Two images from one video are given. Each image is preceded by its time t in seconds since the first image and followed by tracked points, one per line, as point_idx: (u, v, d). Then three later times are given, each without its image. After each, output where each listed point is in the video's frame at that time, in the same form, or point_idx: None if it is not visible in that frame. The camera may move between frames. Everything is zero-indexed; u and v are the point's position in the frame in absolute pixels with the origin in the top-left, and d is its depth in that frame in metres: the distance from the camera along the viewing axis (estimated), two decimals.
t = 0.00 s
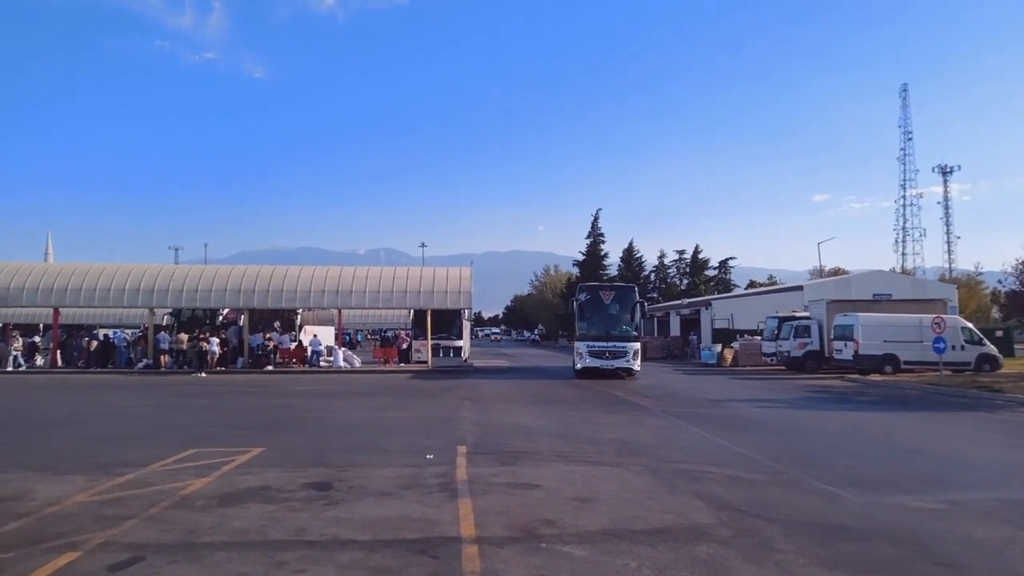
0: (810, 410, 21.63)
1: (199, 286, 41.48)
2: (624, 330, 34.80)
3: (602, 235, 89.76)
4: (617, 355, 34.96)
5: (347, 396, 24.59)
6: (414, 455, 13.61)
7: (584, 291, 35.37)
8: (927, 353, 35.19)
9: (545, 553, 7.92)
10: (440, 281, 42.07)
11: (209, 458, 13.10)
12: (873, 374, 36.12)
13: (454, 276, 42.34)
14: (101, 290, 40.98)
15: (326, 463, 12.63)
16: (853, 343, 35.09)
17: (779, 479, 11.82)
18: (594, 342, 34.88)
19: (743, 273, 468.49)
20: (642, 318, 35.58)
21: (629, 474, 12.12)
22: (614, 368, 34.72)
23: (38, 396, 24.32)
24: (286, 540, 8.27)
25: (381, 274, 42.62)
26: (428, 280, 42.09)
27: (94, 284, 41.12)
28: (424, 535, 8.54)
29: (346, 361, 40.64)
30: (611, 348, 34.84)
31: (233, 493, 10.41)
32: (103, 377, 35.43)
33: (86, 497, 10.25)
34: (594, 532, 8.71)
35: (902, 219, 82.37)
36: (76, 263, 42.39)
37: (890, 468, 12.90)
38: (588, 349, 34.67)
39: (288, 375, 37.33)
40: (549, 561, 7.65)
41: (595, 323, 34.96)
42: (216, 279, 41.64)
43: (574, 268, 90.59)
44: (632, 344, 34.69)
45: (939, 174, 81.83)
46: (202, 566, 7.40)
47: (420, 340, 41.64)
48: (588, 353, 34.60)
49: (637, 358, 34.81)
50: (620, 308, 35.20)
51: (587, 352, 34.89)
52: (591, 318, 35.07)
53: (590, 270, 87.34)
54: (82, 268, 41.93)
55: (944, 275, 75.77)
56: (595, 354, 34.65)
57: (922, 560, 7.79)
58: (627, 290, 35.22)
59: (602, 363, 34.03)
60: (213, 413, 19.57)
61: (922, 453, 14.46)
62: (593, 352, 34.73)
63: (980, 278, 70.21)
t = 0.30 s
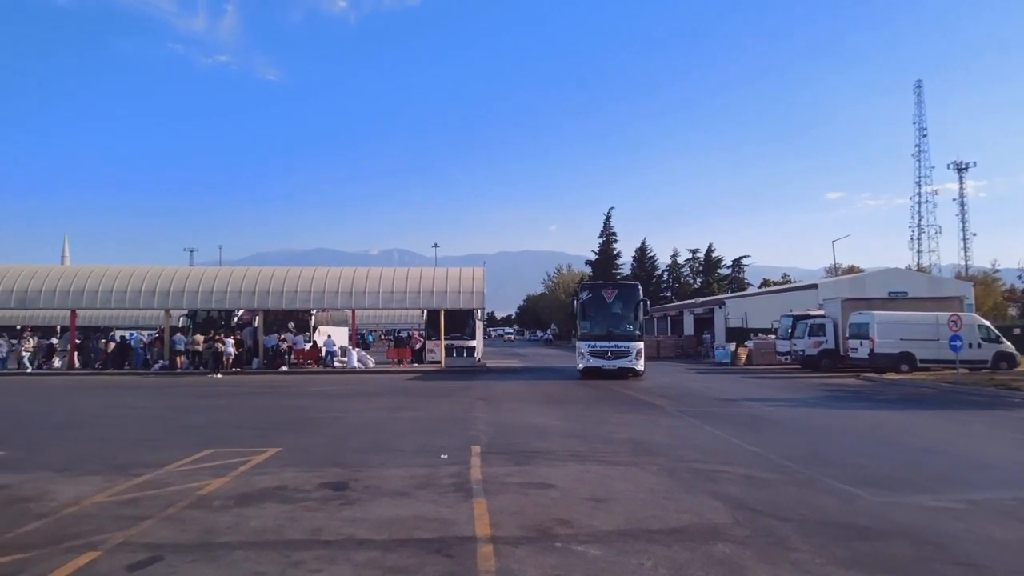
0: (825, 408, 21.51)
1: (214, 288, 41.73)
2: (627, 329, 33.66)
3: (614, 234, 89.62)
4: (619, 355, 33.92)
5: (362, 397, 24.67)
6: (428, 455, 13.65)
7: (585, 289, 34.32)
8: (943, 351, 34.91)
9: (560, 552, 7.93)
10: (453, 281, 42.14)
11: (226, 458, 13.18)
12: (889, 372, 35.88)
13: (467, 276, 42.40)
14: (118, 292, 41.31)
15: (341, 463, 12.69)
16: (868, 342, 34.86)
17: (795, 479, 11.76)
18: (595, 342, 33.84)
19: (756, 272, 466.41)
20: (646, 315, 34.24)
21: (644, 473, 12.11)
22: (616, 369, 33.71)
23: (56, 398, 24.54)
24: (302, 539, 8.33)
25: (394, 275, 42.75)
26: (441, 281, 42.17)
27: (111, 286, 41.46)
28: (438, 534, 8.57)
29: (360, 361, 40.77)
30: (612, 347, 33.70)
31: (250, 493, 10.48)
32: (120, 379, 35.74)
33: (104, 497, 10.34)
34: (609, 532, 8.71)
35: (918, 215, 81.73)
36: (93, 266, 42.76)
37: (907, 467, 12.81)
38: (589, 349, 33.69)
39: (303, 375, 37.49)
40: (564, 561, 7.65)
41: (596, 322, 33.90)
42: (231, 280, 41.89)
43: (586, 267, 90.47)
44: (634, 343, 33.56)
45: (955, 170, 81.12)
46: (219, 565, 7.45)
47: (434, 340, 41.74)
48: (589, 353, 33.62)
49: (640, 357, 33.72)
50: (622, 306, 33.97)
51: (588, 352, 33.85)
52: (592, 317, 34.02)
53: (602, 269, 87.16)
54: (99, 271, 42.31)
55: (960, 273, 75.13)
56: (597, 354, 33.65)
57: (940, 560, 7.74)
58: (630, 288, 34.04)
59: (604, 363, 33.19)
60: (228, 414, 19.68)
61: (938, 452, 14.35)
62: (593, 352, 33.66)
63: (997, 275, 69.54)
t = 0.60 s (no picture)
0: (839, 410, 21.38)
1: (229, 289, 41.98)
2: (628, 329, 32.79)
3: (627, 235, 89.47)
4: (620, 356, 33.04)
5: (376, 397, 24.75)
6: (442, 455, 13.67)
7: (585, 290, 33.64)
8: (959, 352, 34.61)
9: (574, 553, 7.93)
10: (466, 282, 42.19)
11: (241, 458, 13.27)
12: (905, 373, 35.60)
13: (480, 277, 42.43)
14: (135, 293, 41.65)
15: (355, 463, 12.74)
16: (884, 343, 34.63)
17: (810, 480, 11.70)
18: (596, 342, 33.05)
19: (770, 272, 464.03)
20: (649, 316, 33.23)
21: (657, 474, 12.08)
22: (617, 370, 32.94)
23: (73, 398, 24.75)
24: (317, 538, 8.38)
25: (407, 275, 42.84)
26: (454, 281, 42.22)
27: (128, 286, 41.79)
28: (452, 534, 8.59)
29: (374, 362, 40.90)
30: (613, 348, 32.86)
31: (266, 493, 10.54)
32: (136, 379, 36.03)
33: (121, 496, 10.44)
34: (623, 532, 8.70)
35: (934, 215, 81.12)
36: (110, 267, 43.13)
37: (923, 468, 12.72)
38: (589, 350, 32.90)
39: (316, 375, 37.64)
40: (578, 562, 7.65)
41: (597, 322, 33.12)
42: (245, 281, 42.13)
43: (599, 268, 90.34)
44: (636, 343, 32.68)
45: (971, 170, 80.55)
46: (235, 563, 7.51)
47: (447, 341, 41.83)
48: (589, 354, 32.89)
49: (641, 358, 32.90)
50: (624, 307, 33.10)
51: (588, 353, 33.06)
52: (593, 317, 33.24)
53: (615, 269, 87.01)
54: (117, 272, 42.68)
55: (977, 273, 74.47)
56: (597, 355, 32.86)
57: (957, 562, 7.68)
58: (632, 288, 33.23)
59: (604, 364, 32.47)
60: (243, 414, 19.79)
61: (955, 453, 14.24)
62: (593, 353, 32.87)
63: (1015, 276, 68.86)
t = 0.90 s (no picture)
0: (862, 407, 21.18)
1: (252, 286, 42.35)
2: (630, 326, 31.89)
3: (647, 231, 89.20)
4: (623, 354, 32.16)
5: (397, 394, 24.90)
6: (463, 452, 13.73)
7: (588, 286, 32.87)
8: (985, 349, 34.18)
9: (596, 550, 7.94)
10: (486, 279, 42.25)
11: (264, 454, 13.40)
12: (929, 371, 35.22)
13: (500, 274, 42.49)
14: (159, 290, 42.12)
15: (377, 460, 12.83)
16: (909, 339, 34.18)
17: (833, 478, 11.62)
18: (598, 339, 32.27)
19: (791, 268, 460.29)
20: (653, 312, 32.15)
21: (678, 472, 12.05)
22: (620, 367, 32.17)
23: (99, 395, 25.11)
24: (340, 533, 8.45)
25: (427, 272, 42.96)
26: (474, 278, 42.31)
27: (153, 284, 42.28)
28: (474, 530, 8.62)
29: (395, 358, 41.12)
30: (615, 345, 32.03)
31: (289, 488, 10.64)
32: (161, 375, 36.49)
33: (147, 491, 10.59)
34: (644, 530, 8.70)
35: (959, 211, 80.14)
36: (135, 265, 43.65)
37: (947, 467, 12.59)
38: (591, 347, 32.18)
39: (338, 372, 37.92)
40: (600, 559, 7.65)
41: (599, 319, 32.33)
42: (267, 279, 42.47)
43: (619, 264, 90.13)
44: (638, 341, 31.76)
45: (996, 164, 79.52)
46: (259, 558, 7.59)
47: (468, 338, 41.94)
48: (591, 351, 32.17)
49: (645, 356, 32.00)
50: (628, 303, 32.17)
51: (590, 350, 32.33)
52: (595, 314, 32.45)
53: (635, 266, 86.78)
54: (141, 270, 43.19)
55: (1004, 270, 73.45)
56: (598, 353, 32.12)
57: (983, 561, 7.60)
58: (636, 284, 32.25)
59: (605, 363, 31.80)
60: (266, 410, 19.99)
61: (980, 451, 14.08)
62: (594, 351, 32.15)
63: None
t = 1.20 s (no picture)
0: (885, 411, 20.97)
1: (273, 292, 42.67)
2: (630, 330, 31.56)
3: (666, 234, 88.87)
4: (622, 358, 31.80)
5: (416, 398, 24.98)
6: (482, 456, 13.75)
7: (588, 289, 32.65)
8: (1010, 352, 33.71)
9: (616, 555, 7.92)
10: (505, 283, 42.30)
11: (285, 459, 13.50)
12: (953, 374, 34.79)
13: (519, 278, 42.52)
14: (181, 297, 42.54)
15: (397, 464, 12.88)
16: (932, 343, 33.78)
17: (856, 483, 11.51)
18: (598, 344, 32.06)
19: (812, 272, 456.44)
20: (654, 315, 31.67)
21: (699, 476, 12.00)
22: (620, 371, 31.87)
23: (123, 400, 25.39)
24: (361, 538, 8.49)
25: (445, 277, 43.07)
26: (493, 282, 42.38)
27: (175, 290, 42.71)
28: (494, 535, 8.64)
29: (414, 363, 41.24)
30: (614, 350, 31.74)
31: (310, 493, 10.71)
32: (184, 381, 36.86)
33: (171, 495, 10.71)
34: (665, 535, 8.67)
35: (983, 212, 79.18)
36: (158, 271, 44.13)
37: (973, 471, 12.44)
38: (589, 352, 31.97)
39: (358, 377, 38.10)
40: (620, 564, 7.63)
41: (599, 324, 32.10)
42: (288, 284, 42.78)
43: (638, 268, 89.84)
44: (637, 345, 31.40)
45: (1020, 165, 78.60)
46: (281, 563, 7.65)
47: (487, 342, 42.01)
48: (590, 355, 31.99)
49: (644, 360, 31.50)
50: (628, 307, 31.81)
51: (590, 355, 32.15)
52: (596, 318, 32.22)
53: (654, 269, 86.45)
54: (164, 276, 43.63)
55: None
56: (597, 357, 31.90)
57: (1010, 568, 7.49)
58: (636, 287, 31.83)
59: (603, 368, 31.58)
60: (287, 415, 20.13)
61: (1006, 455, 13.88)
62: (594, 355, 31.96)
63: None
